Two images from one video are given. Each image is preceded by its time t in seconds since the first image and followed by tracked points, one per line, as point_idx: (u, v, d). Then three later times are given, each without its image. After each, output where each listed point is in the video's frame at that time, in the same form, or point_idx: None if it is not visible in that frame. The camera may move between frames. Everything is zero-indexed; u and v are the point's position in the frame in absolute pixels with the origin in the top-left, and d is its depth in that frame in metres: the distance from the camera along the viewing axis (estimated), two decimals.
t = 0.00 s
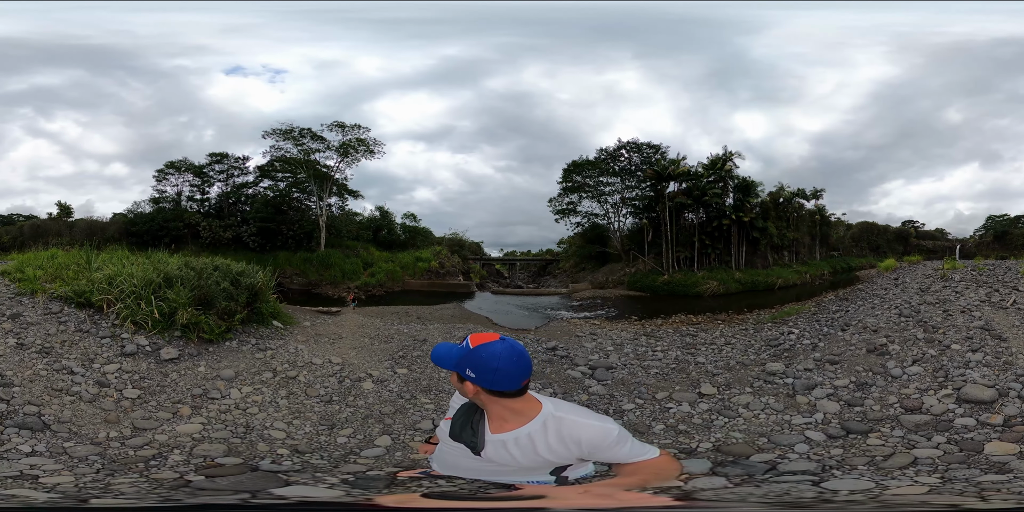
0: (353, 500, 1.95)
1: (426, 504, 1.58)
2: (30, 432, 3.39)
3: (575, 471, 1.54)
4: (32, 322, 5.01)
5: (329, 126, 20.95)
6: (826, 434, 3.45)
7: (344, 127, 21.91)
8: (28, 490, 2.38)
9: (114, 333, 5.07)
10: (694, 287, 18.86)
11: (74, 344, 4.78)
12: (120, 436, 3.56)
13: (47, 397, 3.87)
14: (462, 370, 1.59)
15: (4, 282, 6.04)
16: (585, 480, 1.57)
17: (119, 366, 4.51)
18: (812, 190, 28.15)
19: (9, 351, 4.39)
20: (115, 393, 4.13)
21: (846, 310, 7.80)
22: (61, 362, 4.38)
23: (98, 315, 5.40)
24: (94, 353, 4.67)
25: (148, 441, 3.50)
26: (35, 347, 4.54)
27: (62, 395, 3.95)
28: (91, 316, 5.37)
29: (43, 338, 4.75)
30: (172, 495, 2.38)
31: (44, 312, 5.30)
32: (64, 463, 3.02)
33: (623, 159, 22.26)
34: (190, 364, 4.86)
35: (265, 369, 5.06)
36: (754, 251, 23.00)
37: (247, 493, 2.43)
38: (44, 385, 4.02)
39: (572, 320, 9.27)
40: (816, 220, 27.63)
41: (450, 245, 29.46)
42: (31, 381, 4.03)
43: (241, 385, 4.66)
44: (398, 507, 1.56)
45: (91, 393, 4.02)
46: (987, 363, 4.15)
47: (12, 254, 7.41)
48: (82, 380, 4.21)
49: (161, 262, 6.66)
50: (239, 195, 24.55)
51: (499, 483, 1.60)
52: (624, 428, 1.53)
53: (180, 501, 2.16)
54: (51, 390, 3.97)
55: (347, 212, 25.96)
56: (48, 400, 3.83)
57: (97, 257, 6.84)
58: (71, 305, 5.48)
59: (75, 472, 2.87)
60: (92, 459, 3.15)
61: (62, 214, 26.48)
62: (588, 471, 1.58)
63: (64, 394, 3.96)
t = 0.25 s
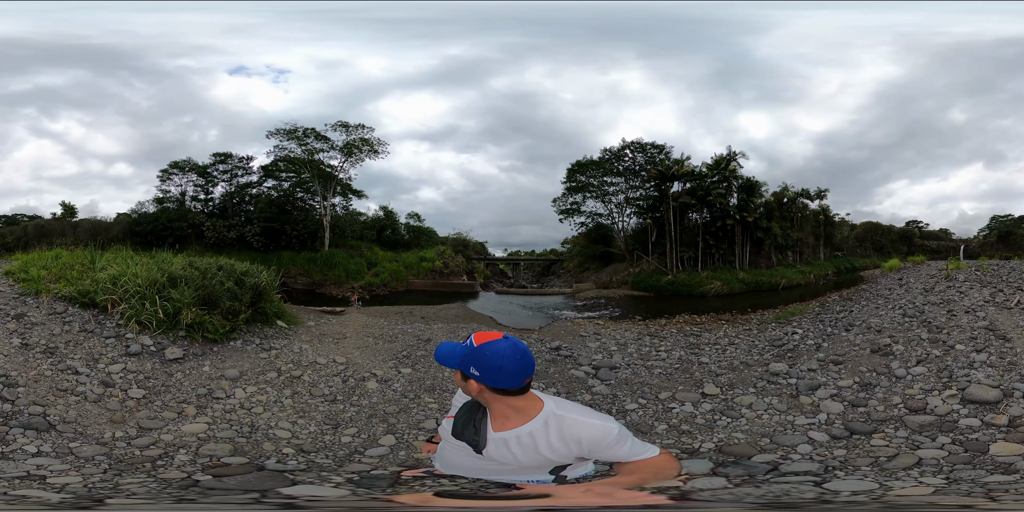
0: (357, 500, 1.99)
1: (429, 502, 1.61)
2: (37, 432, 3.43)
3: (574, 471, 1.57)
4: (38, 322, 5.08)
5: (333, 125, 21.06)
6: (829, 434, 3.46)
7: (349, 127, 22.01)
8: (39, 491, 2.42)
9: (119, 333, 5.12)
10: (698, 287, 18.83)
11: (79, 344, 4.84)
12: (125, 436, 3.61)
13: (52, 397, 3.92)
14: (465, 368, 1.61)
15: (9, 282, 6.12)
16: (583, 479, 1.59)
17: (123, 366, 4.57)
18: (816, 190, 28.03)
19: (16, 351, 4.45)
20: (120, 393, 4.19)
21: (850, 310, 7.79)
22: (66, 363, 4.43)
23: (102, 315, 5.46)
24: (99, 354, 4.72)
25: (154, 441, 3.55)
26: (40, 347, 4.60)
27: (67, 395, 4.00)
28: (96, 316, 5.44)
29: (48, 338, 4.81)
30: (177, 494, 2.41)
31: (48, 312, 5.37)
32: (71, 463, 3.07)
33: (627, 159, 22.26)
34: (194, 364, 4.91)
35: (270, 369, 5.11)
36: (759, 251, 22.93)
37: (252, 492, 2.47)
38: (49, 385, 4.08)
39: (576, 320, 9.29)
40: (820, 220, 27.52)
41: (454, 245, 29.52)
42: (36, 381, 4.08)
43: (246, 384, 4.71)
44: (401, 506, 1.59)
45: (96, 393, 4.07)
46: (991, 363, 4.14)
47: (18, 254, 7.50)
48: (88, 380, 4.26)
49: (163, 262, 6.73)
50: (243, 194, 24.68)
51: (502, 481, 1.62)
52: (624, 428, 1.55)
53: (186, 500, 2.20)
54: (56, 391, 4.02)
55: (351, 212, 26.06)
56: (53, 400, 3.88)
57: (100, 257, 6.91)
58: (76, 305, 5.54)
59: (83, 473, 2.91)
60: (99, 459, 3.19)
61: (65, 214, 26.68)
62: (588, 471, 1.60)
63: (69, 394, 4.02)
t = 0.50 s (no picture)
0: (357, 500, 2.00)
1: (432, 502, 1.62)
2: (39, 431, 3.46)
3: (576, 472, 1.58)
4: (41, 322, 5.12)
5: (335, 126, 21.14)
6: (832, 434, 3.46)
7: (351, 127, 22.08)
8: (43, 490, 2.44)
9: (121, 333, 5.16)
10: (700, 287, 18.81)
11: (81, 344, 4.88)
12: (127, 435, 3.63)
13: (55, 397, 3.95)
14: (467, 370, 1.62)
15: (11, 283, 6.17)
16: (586, 480, 1.60)
17: (125, 366, 4.60)
18: (818, 190, 28.00)
19: (18, 351, 4.48)
20: (123, 393, 4.21)
21: (852, 310, 7.81)
22: (68, 363, 4.46)
23: (104, 315, 5.49)
24: (101, 353, 4.76)
25: (156, 440, 3.57)
26: (43, 347, 4.63)
27: (69, 395, 4.03)
28: (98, 316, 5.47)
29: (50, 338, 4.84)
30: (179, 494, 2.43)
31: (50, 312, 5.40)
32: (74, 463, 3.09)
33: (629, 159, 22.26)
34: (196, 364, 4.94)
35: (271, 369, 5.14)
36: (761, 251, 22.91)
37: (253, 492, 2.48)
38: (51, 385, 4.10)
39: (577, 320, 9.31)
40: (822, 220, 27.49)
41: (456, 245, 29.56)
42: (38, 381, 4.11)
43: (248, 384, 4.74)
44: (403, 506, 1.60)
45: (98, 393, 4.10)
46: (993, 363, 4.14)
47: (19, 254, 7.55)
48: (90, 380, 4.30)
49: (164, 262, 6.78)
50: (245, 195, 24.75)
51: (503, 483, 1.64)
52: (627, 428, 1.56)
53: (187, 500, 2.21)
54: (58, 391, 4.05)
55: (354, 212, 26.11)
56: (55, 400, 3.90)
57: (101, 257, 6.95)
58: (77, 305, 5.57)
59: (86, 472, 2.94)
60: (101, 459, 3.21)
61: (67, 215, 26.78)
62: (590, 472, 1.61)
63: (72, 394, 4.05)
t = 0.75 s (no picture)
0: (357, 500, 2.01)
1: (434, 502, 1.63)
2: (41, 431, 3.47)
3: (578, 472, 1.58)
4: (42, 322, 5.14)
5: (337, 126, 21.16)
6: (834, 435, 3.47)
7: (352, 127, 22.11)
8: (44, 490, 2.45)
9: (122, 332, 5.18)
10: (702, 287, 18.81)
11: (82, 344, 4.89)
12: (129, 435, 3.65)
13: (56, 397, 3.97)
14: (469, 370, 1.63)
15: (12, 283, 6.18)
16: (588, 480, 1.61)
17: (126, 366, 4.62)
18: (819, 190, 27.97)
19: (18, 351, 4.50)
20: (124, 393, 4.23)
21: (853, 310, 7.81)
22: (69, 362, 4.48)
23: (105, 314, 5.51)
24: (102, 353, 4.77)
25: (157, 440, 3.59)
26: (44, 347, 4.65)
27: (70, 395, 4.04)
28: (99, 316, 5.49)
29: (51, 338, 4.85)
30: (179, 495, 2.44)
31: (51, 312, 5.42)
32: (75, 463, 3.10)
33: (630, 159, 22.26)
34: (197, 364, 4.96)
35: (272, 368, 5.16)
36: (762, 251, 22.90)
37: (253, 492, 2.49)
38: (51, 385, 4.12)
39: (579, 320, 9.31)
40: (824, 220, 27.46)
41: (457, 245, 29.57)
42: (40, 381, 4.12)
43: (249, 384, 4.75)
44: (404, 506, 1.61)
45: (99, 393, 4.11)
46: (995, 363, 4.14)
47: (20, 254, 7.57)
48: (91, 380, 4.31)
49: (164, 261, 6.80)
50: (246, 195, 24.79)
51: (505, 484, 1.65)
52: (629, 429, 1.57)
53: (187, 500, 2.22)
54: (59, 391, 4.06)
55: (355, 212, 26.14)
56: (56, 400, 3.92)
57: (100, 257, 6.96)
58: (78, 305, 5.60)
59: (87, 472, 2.95)
60: (102, 459, 3.22)
61: (68, 215, 26.83)
62: (592, 472, 1.62)
63: (73, 394, 4.06)
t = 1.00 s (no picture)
0: (357, 500, 2.01)
1: (434, 503, 1.63)
2: (41, 432, 3.47)
3: (578, 473, 1.59)
4: (44, 321, 5.17)
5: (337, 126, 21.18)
6: (835, 435, 3.47)
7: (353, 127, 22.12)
8: (47, 490, 2.46)
9: (123, 332, 5.19)
10: (703, 287, 18.81)
11: (83, 343, 4.91)
12: (130, 435, 3.65)
13: (57, 397, 3.97)
14: (469, 371, 1.64)
15: (14, 282, 6.20)
16: (588, 481, 1.60)
17: (127, 366, 4.63)
18: (820, 190, 27.94)
19: (19, 351, 4.51)
20: (125, 392, 4.24)
21: (854, 310, 7.80)
22: (70, 363, 4.49)
23: (106, 315, 5.52)
24: (103, 353, 4.78)
25: (158, 440, 3.59)
26: (44, 347, 4.66)
27: (71, 395, 4.05)
28: (100, 316, 5.50)
29: (53, 338, 4.87)
30: (182, 495, 2.45)
31: (53, 312, 5.44)
32: (77, 463, 3.10)
33: (631, 159, 22.25)
34: (198, 364, 4.97)
35: (273, 368, 5.17)
36: (763, 251, 22.89)
37: (254, 492, 2.50)
38: (53, 385, 4.13)
39: (579, 320, 9.31)
40: (825, 220, 27.43)
41: (458, 245, 29.58)
42: (40, 381, 4.13)
43: (250, 384, 4.76)
44: (405, 507, 1.62)
45: (100, 393, 4.12)
46: (996, 363, 4.14)
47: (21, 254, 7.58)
48: (92, 380, 4.32)
49: (165, 261, 6.82)
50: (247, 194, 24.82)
51: (505, 484, 1.65)
52: (629, 429, 1.57)
53: (188, 500, 2.22)
54: (60, 391, 4.07)
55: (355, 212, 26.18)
56: (57, 400, 3.93)
57: (101, 257, 6.98)
58: (79, 305, 5.61)
59: (89, 472, 2.96)
60: (104, 459, 3.23)
61: (69, 215, 26.86)
62: (593, 473, 1.61)
63: (74, 394, 4.08)
